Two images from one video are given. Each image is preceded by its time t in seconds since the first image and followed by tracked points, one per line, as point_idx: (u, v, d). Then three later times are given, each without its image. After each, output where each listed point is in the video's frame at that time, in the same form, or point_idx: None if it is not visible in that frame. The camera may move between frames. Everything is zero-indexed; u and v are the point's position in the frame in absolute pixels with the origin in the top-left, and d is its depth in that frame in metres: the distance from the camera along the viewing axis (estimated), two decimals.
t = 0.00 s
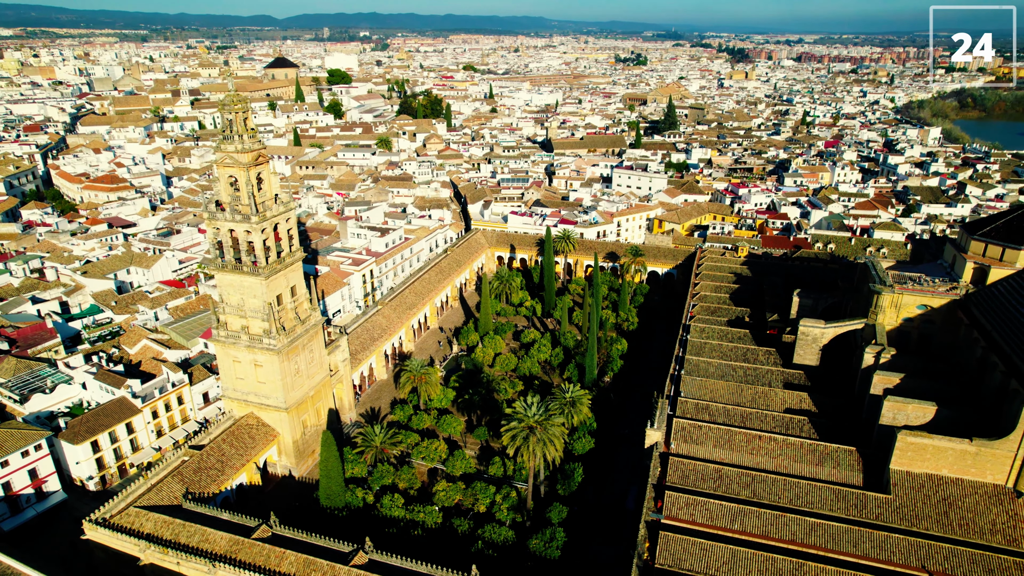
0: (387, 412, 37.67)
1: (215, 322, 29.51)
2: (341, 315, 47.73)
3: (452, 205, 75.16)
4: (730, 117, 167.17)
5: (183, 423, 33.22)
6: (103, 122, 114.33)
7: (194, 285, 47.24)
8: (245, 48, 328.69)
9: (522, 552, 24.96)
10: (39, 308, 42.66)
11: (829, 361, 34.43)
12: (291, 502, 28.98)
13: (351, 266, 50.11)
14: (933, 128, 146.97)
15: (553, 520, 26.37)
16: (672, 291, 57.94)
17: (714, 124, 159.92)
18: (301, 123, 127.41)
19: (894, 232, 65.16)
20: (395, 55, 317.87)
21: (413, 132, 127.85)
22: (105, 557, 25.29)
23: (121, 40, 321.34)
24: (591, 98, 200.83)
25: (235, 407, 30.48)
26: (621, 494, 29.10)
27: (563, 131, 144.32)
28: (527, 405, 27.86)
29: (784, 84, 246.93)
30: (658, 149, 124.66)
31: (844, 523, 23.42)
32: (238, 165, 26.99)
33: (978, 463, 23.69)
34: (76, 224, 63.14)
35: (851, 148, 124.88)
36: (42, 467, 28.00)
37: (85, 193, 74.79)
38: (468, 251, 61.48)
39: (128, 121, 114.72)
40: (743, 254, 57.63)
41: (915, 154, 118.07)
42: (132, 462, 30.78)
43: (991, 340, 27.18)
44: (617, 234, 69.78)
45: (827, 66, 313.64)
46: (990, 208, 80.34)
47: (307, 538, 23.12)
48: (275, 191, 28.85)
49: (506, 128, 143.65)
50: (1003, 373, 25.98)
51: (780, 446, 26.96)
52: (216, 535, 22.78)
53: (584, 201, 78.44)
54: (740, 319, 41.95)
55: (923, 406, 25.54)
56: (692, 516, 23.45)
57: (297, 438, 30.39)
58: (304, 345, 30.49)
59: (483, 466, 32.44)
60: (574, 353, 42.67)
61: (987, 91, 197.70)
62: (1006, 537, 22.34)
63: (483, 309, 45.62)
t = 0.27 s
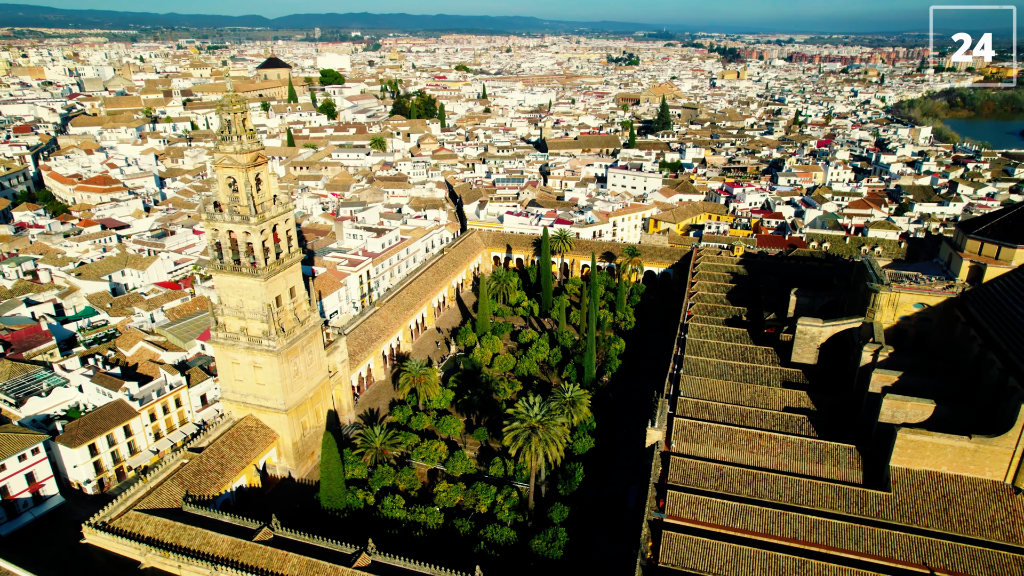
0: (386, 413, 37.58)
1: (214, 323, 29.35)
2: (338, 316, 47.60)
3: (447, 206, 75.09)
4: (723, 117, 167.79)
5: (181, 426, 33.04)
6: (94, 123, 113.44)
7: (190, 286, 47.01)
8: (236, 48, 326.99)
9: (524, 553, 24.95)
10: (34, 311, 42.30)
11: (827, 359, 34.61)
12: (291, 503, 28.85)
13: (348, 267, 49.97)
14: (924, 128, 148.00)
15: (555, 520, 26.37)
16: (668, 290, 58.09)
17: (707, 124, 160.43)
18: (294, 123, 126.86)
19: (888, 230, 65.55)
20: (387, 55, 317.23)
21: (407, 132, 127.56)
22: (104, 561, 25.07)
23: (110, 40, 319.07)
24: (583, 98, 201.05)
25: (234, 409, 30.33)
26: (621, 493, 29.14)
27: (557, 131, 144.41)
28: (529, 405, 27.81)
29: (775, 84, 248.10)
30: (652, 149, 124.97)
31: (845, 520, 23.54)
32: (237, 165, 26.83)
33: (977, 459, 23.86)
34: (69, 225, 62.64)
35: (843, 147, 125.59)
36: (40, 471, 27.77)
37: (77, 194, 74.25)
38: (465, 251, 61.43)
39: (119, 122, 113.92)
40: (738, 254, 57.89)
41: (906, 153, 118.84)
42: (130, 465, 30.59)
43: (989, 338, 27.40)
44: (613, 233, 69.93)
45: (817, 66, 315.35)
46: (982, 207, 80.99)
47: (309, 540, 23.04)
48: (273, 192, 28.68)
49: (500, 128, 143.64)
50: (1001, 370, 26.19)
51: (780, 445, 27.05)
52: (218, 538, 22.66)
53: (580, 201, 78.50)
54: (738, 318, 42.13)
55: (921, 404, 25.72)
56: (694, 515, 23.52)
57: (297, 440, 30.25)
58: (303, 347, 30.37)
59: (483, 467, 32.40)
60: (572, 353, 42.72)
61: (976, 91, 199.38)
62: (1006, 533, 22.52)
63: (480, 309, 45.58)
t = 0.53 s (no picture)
0: (384, 414, 37.49)
1: (212, 325, 29.19)
2: (335, 317, 47.45)
3: (443, 206, 74.99)
4: (716, 117, 168.38)
5: (179, 428, 32.81)
6: (85, 124, 112.56)
7: (186, 288, 46.74)
8: (227, 48, 325.26)
9: (526, 553, 24.94)
10: (27, 314, 41.90)
11: (825, 358, 34.78)
12: (291, 506, 28.73)
13: (344, 267, 49.80)
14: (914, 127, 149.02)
15: (556, 520, 26.37)
16: (665, 289, 58.22)
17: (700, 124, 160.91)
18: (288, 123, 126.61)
19: (882, 229, 65.90)
20: (380, 55, 316.55)
21: (401, 133, 127.26)
22: (103, 565, 24.85)
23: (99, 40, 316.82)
24: (576, 98, 201.26)
25: (232, 412, 30.15)
26: (622, 492, 29.19)
27: (551, 131, 144.47)
28: (530, 405, 27.79)
29: (767, 83, 249.25)
30: (646, 149, 125.26)
31: (846, 518, 23.65)
32: (236, 166, 26.67)
33: (976, 457, 24.04)
34: (62, 227, 62.12)
35: (836, 147, 126.28)
36: (37, 475, 27.47)
37: (69, 196, 73.67)
38: (461, 252, 61.36)
39: (111, 122, 113.08)
40: (734, 253, 58.06)
41: (898, 152, 119.62)
42: (128, 469, 30.35)
43: (986, 336, 27.62)
44: (609, 233, 70.05)
45: (808, 65, 317.02)
46: (973, 206, 81.65)
47: (312, 542, 22.97)
48: (272, 193, 28.52)
49: (494, 128, 143.57)
50: (998, 368, 26.40)
51: (780, 443, 27.16)
52: (220, 541, 22.53)
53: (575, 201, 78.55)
54: (735, 317, 42.28)
55: (920, 401, 25.90)
56: (696, 513, 23.58)
57: (296, 441, 30.11)
58: (302, 348, 30.26)
59: (483, 467, 32.36)
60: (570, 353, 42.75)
61: (965, 90, 200.96)
62: (1004, 529, 22.72)
63: (478, 309, 45.53)
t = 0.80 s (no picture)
0: (383, 415, 37.40)
1: (211, 327, 29.04)
2: (332, 318, 47.31)
3: (438, 206, 74.88)
4: (709, 116, 168.95)
5: (177, 431, 32.62)
6: (76, 124, 111.69)
7: (181, 290, 46.50)
8: (218, 48, 323.61)
9: (529, 553, 24.94)
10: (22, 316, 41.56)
11: (823, 356, 34.96)
12: (291, 508, 28.61)
13: (341, 268, 49.68)
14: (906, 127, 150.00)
15: (558, 520, 26.38)
16: (661, 289, 58.36)
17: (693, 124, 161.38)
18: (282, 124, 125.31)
19: (876, 228, 66.25)
20: (372, 55, 315.87)
21: (395, 133, 126.94)
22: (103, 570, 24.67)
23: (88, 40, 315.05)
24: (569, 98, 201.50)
25: (231, 414, 30.00)
26: (622, 492, 29.27)
27: (544, 131, 144.56)
28: (532, 405, 27.80)
29: (759, 83, 250.35)
30: (640, 148, 125.52)
31: (847, 515, 23.79)
32: (234, 167, 26.55)
33: (974, 454, 24.23)
34: (54, 228, 61.65)
35: (828, 146, 126.96)
36: (34, 479, 27.25)
37: (61, 197, 73.14)
38: (457, 252, 61.32)
39: (102, 123, 112.34)
40: (730, 252, 58.29)
41: (890, 151, 120.39)
42: (125, 472, 30.15)
43: (983, 334, 27.86)
44: (604, 233, 70.18)
45: (799, 65, 318.65)
46: (965, 204, 82.27)
47: (314, 545, 22.89)
48: (271, 194, 28.40)
49: (488, 128, 143.52)
50: (995, 365, 26.64)
51: (780, 441, 27.27)
52: (221, 544, 22.42)
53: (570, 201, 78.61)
54: (732, 316, 42.45)
55: (919, 399, 26.08)
56: (698, 512, 23.64)
57: (295, 443, 29.98)
58: (301, 350, 30.16)
59: (483, 468, 32.35)
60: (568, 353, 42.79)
61: (954, 90, 202.59)
62: (1003, 525, 22.90)
63: (476, 310, 45.52)
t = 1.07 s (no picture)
0: (382, 416, 37.33)
1: (209, 329, 28.88)
2: (329, 319, 47.17)
3: (433, 207, 74.82)
4: (701, 116, 169.55)
5: (175, 433, 32.44)
6: (67, 125, 110.84)
7: (177, 292, 46.24)
8: (209, 48, 321.92)
9: (531, 554, 24.95)
10: (16, 319, 41.15)
11: (820, 355, 35.17)
12: (292, 510, 28.50)
13: (337, 269, 49.53)
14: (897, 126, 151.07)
15: (559, 520, 26.40)
16: (657, 289, 58.53)
17: (686, 123, 161.95)
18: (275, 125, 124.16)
19: (870, 227, 66.64)
20: (364, 56, 315.13)
21: (389, 133, 126.63)
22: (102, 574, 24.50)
23: (76, 40, 313.64)
24: (562, 98, 201.74)
25: (230, 416, 29.87)
26: (622, 491, 29.32)
27: (538, 131, 144.59)
28: (534, 405, 27.80)
29: (751, 83, 251.56)
30: (634, 148, 125.83)
31: (847, 513, 23.91)
32: (233, 168, 26.39)
33: (973, 451, 24.41)
34: (47, 230, 61.14)
35: (821, 146, 127.67)
36: (31, 483, 26.95)
37: (54, 199, 72.59)
38: (454, 252, 61.28)
39: (94, 124, 111.60)
40: (726, 251, 58.50)
41: (881, 151, 121.18)
42: (123, 475, 29.95)
43: (980, 332, 28.08)
44: (600, 233, 70.33)
45: (790, 65, 320.29)
46: (957, 203, 82.91)
47: (316, 547, 22.83)
48: (269, 195, 28.22)
49: (481, 128, 143.41)
50: (992, 362, 26.87)
51: (780, 439, 27.37)
52: (222, 547, 22.31)
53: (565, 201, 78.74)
54: (730, 315, 42.64)
55: (917, 397, 26.27)
56: (700, 511, 23.69)
57: (295, 445, 29.87)
58: (300, 351, 30.03)
59: (483, 468, 32.32)
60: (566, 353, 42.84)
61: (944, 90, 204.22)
62: (1002, 521, 23.08)
63: (473, 310, 45.46)
